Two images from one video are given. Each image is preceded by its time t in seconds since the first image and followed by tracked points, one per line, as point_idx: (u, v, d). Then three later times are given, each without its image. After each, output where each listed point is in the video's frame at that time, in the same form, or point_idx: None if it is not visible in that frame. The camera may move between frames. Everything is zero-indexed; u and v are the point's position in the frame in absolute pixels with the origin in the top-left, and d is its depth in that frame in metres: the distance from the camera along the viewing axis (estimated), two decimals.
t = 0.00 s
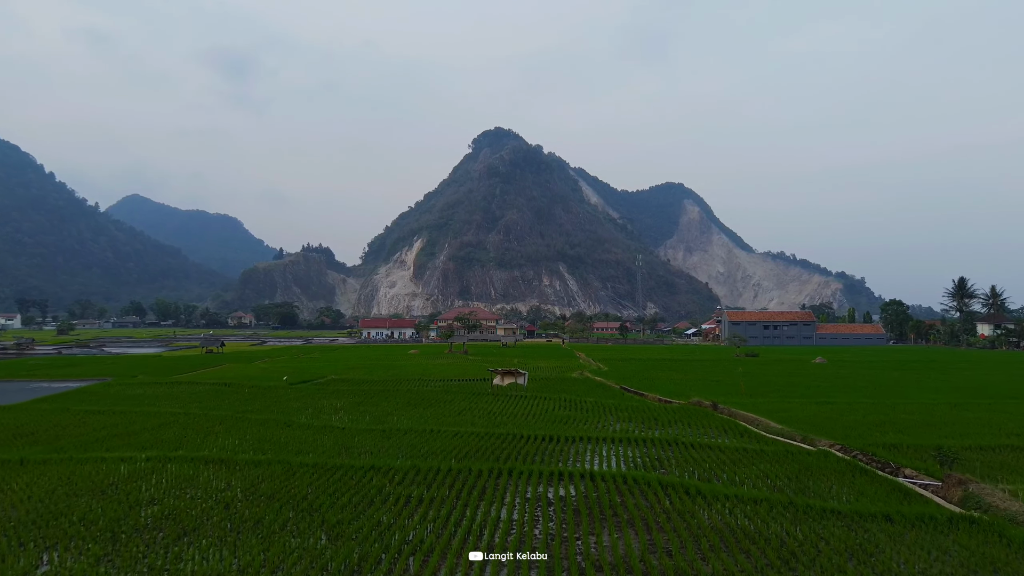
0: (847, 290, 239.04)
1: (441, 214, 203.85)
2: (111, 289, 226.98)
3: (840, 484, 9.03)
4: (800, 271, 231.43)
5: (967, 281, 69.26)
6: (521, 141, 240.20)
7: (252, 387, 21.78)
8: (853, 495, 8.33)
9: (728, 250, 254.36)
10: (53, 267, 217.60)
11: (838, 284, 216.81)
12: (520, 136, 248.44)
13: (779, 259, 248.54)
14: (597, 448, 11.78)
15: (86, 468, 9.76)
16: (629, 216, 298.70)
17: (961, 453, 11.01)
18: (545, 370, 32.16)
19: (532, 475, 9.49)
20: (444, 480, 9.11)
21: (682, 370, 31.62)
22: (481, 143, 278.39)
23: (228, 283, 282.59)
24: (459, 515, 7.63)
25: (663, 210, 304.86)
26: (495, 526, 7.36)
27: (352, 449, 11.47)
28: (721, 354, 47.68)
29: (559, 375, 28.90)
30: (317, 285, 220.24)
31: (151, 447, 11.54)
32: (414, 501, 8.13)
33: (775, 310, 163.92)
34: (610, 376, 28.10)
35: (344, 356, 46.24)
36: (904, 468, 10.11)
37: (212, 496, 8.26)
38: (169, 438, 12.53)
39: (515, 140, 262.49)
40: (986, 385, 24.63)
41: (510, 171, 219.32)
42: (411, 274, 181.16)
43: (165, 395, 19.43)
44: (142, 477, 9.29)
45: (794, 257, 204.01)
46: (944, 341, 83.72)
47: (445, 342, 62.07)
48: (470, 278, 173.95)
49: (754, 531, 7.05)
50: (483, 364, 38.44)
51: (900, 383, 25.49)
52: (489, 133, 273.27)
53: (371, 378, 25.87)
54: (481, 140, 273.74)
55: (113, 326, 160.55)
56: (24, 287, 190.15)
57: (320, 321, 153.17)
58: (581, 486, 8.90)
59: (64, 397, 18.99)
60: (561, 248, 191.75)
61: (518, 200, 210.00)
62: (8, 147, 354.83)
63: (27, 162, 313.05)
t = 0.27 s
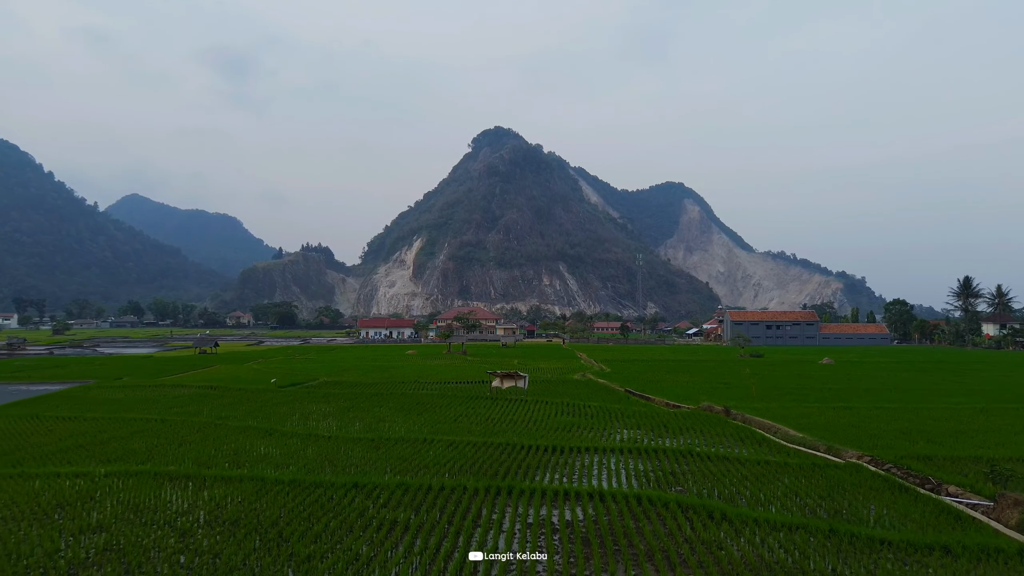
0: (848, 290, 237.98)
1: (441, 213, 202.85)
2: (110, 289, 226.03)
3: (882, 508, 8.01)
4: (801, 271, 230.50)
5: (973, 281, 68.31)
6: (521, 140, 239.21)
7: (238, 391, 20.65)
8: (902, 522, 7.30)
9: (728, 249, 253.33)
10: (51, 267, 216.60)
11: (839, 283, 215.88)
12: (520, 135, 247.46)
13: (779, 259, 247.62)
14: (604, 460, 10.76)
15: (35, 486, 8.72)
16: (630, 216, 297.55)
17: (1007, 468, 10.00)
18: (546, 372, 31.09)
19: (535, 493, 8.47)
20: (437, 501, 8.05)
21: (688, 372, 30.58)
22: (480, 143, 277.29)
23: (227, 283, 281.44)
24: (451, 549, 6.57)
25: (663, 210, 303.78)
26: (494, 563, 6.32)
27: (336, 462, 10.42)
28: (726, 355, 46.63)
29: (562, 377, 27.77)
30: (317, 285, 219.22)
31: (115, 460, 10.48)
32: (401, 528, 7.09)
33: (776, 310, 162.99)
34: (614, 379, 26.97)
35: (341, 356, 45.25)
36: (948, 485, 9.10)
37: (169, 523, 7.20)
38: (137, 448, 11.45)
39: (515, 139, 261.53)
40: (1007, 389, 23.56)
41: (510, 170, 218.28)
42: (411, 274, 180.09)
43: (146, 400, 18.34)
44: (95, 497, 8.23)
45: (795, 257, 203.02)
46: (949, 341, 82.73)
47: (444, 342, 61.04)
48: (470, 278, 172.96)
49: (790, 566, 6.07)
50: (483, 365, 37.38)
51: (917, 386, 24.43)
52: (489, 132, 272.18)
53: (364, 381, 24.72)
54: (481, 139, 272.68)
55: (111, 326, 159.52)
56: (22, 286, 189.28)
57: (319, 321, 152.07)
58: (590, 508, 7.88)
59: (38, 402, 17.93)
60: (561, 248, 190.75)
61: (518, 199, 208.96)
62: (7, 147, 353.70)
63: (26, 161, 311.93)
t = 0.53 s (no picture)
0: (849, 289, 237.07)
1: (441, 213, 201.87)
2: (108, 289, 224.97)
3: (933, 538, 7.03)
4: (801, 270, 229.55)
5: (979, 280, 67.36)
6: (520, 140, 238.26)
7: (225, 395, 19.60)
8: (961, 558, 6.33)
9: (729, 249, 252.37)
10: (49, 266, 215.56)
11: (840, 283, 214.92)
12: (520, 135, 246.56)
13: (780, 258, 246.69)
14: (614, 475, 9.77)
15: None
16: (630, 215, 296.61)
17: None
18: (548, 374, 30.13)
19: (539, 519, 7.45)
20: (427, 529, 7.05)
21: (694, 374, 29.60)
22: (480, 142, 276.24)
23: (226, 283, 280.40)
24: None
25: (664, 209, 302.86)
26: None
27: (317, 479, 9.40)
28: (731, 356, 45.64)
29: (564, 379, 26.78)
30: (316, 285, 218.22)
31: (72, 477, 9.48)
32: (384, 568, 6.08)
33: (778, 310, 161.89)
34: (619, 381, 26.00)
35: (337, 358, 44.26)
36: (999, 506, 8.15)
37: (113, 561, 6.21)
38: (103, 462, 10.44)
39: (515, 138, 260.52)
40: None
41: (510, 169, 217.30)
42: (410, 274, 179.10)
43: (124, 405, 17.30)
44: (38, 524, 7.24)
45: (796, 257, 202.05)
46: (954, 341, 81.74)
47: (443, 342, 60.09)
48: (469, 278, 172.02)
49: None
50: (482, 367, 36.40)
51: (933, 389, 23.40)
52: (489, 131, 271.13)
53: (359, 384, 23.73)
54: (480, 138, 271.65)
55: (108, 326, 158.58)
56: (20, 286, 188.40)
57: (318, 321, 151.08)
58: (602, 537, 6.89)
59: (10, 407, 16.93)
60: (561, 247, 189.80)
61: (518, 199, 207.99)
62: (7, 147, 353.16)
63: (24, 161, 310.84)
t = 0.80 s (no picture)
0: (850, 289, 236.09)
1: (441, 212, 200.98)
2: (107, 288, 224.04)
3: None
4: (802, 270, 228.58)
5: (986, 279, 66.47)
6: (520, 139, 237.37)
7: (209, 400, 18.56)
8: None
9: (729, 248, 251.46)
10: (47, 266, 214.68)
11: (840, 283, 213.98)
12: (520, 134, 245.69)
13: (780, 258, 245.76)
14: (626, 494, 8.78)
15: None
16: (630, 215, 295.74)
17: None
18: (548, 375, 29.16)
19: (546, 554, 6.44)
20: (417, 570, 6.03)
21: (700, 376, 28.65)
22: (480, 141, 275.30)
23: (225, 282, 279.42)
24: None
25: (664, 208, 301.88)
26: None
27: (295, 498, 8.43)
28: (736, 357, 44.67)
29: (566, 382, 25.80)
30: (315, 284, 217.29)
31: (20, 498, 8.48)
32: None
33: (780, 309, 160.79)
34: (623, 383, 25.04)
35: (331, 358, 43.29)
36: None
37: None
38: (60, 478, 9.44)
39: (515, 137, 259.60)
40: None
41: (510, 169, 216.41)
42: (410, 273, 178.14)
43: (98, 412, 16.21)
44: None
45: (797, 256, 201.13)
46: (959, 341, 80.78)
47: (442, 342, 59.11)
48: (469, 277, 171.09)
49: None
50: (480, 367, 35.43)
51: (953, 392, 22.38)
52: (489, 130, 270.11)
53: (352, 387, 22.71)
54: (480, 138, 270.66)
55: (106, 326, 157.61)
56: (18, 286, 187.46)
57: (317, 321, 150.09)
58: None
59: None
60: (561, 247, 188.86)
61: (518, 198, 207.09)
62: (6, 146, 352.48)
63: (23, 160, 310.17)
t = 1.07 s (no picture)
0: (851, 288, 235.09)
1: (440, 212, 200.06)
2: (105, 288, 223.12)
3: None
4: (803, 269, 227.60)
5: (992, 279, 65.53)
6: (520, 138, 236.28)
7: (190, 404, 17.44)
8: None
9: (730, 248, 250.46)
10: (46, 266, 213.76)
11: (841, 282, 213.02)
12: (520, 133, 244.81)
13: (781, 257, 244.65)
14: (640, 517, 7.81)
15: None
16: (630, 214, 294.72)
17: None
18: (548, 377, 28.13)
19: None
20: None
21: (706, 378, 27.61)
22: (480, 140, 274.26)
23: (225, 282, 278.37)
24: None
25: (664, 208, 300.74)
26: None
27: (263, 526, 7.39)
28: (740, 358, 43.62)
29: (568, 384, 24.75)
30: (315, 284, 216.38)
31: None
32: None
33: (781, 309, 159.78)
34: (628, 386, 23.99)
35: (327, 359, 42.28)
36: None
37: None
38: (5, 499, 8.41)
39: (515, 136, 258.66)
40: None
41: (510, 168, 215.43)
42: (410, 273, 177.17)
43: (67, 419, 15.17)
44: None
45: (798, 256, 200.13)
46: (964, 341, 79.85)
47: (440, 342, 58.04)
48: (470, 277, 170.19)
49: None
50: (478, 369, 34.41)
51: (971, 394, 21.32)
52: (489, 129, 268.86)
53: (344, 390, 21.65)
54: (480, 137, 269.44)
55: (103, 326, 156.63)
56: (17, 286, 186.68)
57: (315, 321, 149.09)
58: None
59: None
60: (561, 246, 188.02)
61: (518, 197, 206.07)
62: (6, 146, 351.43)
63: (23, 159, 309.41)
